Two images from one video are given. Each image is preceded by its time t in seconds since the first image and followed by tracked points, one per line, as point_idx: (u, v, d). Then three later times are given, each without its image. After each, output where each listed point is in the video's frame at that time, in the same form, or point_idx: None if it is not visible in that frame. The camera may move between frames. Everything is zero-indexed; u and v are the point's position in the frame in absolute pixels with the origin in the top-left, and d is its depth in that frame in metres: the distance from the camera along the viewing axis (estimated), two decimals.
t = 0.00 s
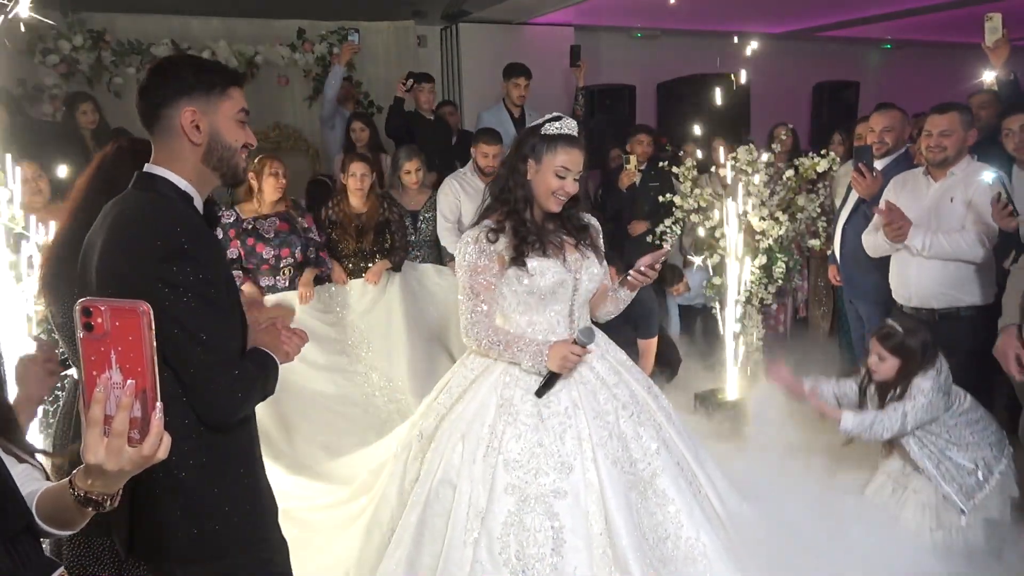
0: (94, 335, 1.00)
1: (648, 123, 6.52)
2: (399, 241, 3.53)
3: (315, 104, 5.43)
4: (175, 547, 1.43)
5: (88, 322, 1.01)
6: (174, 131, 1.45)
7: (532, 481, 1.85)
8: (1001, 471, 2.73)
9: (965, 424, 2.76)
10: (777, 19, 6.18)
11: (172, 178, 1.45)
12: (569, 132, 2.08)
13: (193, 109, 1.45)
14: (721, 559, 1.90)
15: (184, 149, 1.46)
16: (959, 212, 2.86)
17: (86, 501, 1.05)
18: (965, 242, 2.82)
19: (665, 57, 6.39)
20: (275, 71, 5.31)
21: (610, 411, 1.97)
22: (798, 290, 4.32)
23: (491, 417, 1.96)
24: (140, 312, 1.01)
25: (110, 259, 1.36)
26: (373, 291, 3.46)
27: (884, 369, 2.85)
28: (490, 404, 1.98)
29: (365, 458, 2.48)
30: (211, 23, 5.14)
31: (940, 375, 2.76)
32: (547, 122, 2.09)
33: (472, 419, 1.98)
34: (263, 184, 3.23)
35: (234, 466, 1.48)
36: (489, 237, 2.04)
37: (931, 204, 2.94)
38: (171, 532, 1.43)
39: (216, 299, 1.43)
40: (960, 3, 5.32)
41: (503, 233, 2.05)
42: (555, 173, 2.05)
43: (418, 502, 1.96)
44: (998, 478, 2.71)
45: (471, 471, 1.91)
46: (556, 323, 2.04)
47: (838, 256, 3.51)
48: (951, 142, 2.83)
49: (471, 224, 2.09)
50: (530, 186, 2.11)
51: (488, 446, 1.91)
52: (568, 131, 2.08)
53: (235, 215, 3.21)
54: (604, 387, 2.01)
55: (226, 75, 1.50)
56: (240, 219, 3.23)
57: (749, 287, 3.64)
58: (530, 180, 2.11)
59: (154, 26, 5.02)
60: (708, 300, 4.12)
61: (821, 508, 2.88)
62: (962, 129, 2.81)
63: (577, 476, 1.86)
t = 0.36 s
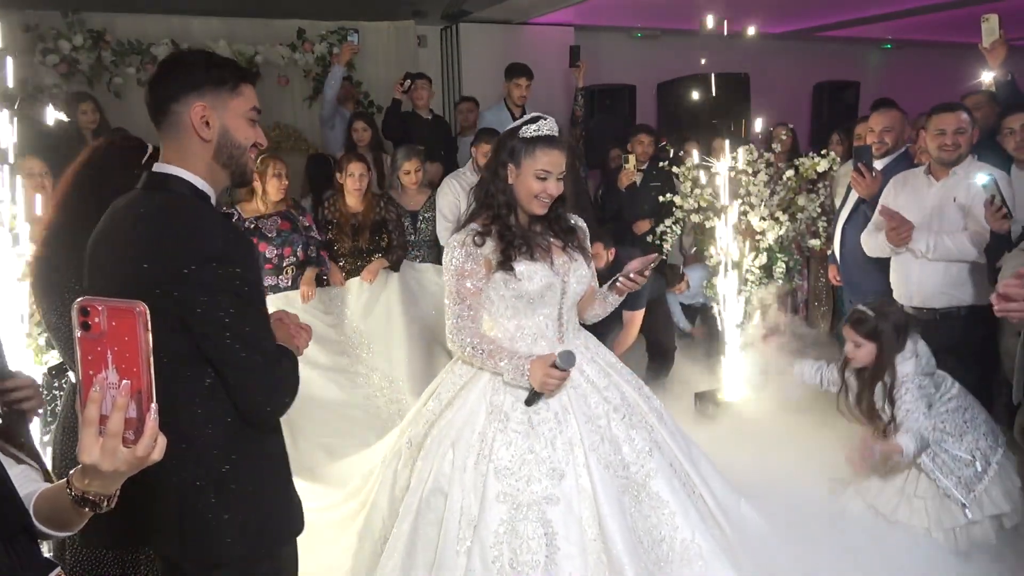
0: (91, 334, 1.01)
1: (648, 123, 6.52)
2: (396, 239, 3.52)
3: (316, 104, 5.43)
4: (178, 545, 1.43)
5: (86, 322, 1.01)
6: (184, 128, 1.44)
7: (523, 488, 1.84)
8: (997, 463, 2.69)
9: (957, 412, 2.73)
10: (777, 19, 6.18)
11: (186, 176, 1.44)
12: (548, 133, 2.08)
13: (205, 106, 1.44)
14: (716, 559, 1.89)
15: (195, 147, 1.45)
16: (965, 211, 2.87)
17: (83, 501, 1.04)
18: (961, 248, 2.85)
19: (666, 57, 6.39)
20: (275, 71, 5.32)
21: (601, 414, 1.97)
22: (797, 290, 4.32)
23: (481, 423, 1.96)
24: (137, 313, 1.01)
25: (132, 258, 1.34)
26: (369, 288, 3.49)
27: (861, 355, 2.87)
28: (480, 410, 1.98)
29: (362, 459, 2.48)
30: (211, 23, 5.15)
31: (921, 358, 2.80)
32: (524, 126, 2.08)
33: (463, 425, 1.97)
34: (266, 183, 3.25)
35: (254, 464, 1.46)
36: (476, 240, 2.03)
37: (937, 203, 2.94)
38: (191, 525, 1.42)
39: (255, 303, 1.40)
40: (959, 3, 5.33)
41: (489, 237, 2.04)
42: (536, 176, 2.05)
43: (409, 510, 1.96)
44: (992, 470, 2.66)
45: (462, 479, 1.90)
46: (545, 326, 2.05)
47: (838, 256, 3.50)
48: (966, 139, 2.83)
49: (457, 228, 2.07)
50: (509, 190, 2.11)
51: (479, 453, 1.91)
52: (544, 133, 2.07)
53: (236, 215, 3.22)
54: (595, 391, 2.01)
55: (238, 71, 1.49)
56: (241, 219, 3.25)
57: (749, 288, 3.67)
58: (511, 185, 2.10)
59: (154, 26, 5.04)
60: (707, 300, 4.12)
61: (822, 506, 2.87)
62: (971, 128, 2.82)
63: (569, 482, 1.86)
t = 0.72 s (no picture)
0: (85, 332, 1.01)
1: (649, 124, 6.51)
2: (395, 237, 3.50)
3: (315, 104, 5.42)
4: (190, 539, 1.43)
5: (81, 320, 1.01)
6: (241, 136, 1.41)
7: (519, 491, 1.84)
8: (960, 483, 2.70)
9: (923, 435, 2.70)
10: (778, 19, 6.19)
11: (228, 179, 1.40)
12: (528, 133, 2.08)
13: (264, 116, 1.42)
14: (712, 561, 1.89)
15: (249, 156, 1.42)
16: (960, 213, 2.87)
17: (79, 500, 1.04)
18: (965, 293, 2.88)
19: (667, 58, 6.39)
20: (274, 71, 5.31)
21: (597, 416, 1.97)
22: (797, 291, 4.31)
23: (477, 425, 1.95)
24: (131, 311, 1.01)
25: (175, 255, 1.33)
26: (372, 281, 3.48)
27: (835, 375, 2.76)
28: (475, 413, 1.98)
29: (357, 461, 2.47)
30: (211, 23, 5.15)
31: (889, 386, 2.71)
32: (505, 126, 2.08)
33: (460, 428, 1.97)
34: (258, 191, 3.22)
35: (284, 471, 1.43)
36: (464, 244, 2.02)
37: (931, 203, 2.94)
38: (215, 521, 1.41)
39: (296, 325, 1.36)
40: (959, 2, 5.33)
41: (478, 240, 2.04)
42: (521, 176, 2.04)
43: (406, 514, 1.96)
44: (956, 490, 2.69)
45: (458, 483, 1.90)
46: (539, 328, 2.05)
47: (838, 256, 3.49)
48: (961, 139, 2.85)
49: (447, 231, 2.07)
50: (495, 194, 2.12)
51: (474, 456, 1.90)
52: (523, 133, 2.08)
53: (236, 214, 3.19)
54: (590, 393, 2.01)
55: (295, 77, 1.46)
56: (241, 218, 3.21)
57: (750, 289, 3.62)
58: (496, 188, 2.11)
59: (154, 26, 5.03)
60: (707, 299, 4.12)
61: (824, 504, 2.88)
62: (963, 128, 2.85)
63: (565, 484, 1.86)
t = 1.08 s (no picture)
0: (93, 334, 1.00)
1: (649, 124, 6.51)
2: (396, 236, 3.55)
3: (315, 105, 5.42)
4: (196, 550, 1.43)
5: (88, 322, 1.00)
6: (308, 150, 1.44)
7: (524, 486, 1.84)
8: (925, 455, 2.62)
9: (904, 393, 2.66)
10: (778, 19, 6.20)
11: (272, 183, 1.41)
12: (516, 131, 2.10)
13: (332, 134, 1.44)
14: (714, 560, 1.89)
15: (311, 170, 1.45)
16: (961, 211, 2.89)
17: (81, 505, 1.00)
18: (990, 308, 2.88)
19: (667, 58, 6.39)
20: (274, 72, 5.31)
21: (601, 413, 1.96)
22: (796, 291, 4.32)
23: (482, 422, 1.95)
24: (138, 314, 1.00)
25: (204, 262, 1.33)
26: (371, 277, 3.49)
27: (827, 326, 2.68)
28: (481, 410, 1.98)
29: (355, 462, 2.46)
30: (211, 23, 5.15)
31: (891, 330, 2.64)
32: (497, 123, 2.10)
33: (465, 424, 1.97)
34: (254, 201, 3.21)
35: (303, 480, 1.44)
36: (471, 240, 2.04)
37: (930, 202, 2.95)
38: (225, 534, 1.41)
39: (333, 340, 1.36)
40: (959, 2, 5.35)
41: (484, 236, 2.05)
42: (517, 173, 2.06)
43: (410, 509, 1.96)
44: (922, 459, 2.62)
45: (463, 478, 1.90)
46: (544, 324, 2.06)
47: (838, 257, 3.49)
48: (953, 139, 2.86)
49: (450, 230, 2.09)
50: (492, 195, 2.14)
51: (479, 451, 1.90)
52: (517, 129, 2.10)
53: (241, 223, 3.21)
54: (595, 389, 2.01)
55: (364, 98, 1.48)
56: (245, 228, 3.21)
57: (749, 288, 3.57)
58: (493, 188, 2.13)
59: (154, 26, 5.04)
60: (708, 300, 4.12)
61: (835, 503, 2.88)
62: (958, 127, 2.86)
63: (570, 480, 1.85)
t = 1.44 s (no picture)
0: (91, 337, 0.95)
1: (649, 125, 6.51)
2: (396, 235, 3.51)
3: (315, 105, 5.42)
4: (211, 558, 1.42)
5: (84, 324, 0.95)
6: (322, 147, 1.43)
7: (535, 477, 1.84)
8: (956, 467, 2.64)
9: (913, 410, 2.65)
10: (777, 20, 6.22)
11: (289, 185, 1.41)
12: (536, 131, 2.09)
13: (345, 128, 1.44)
14: (720, 559, 1.89)
15: (325, 167, 1.44)
16: (959, 212, 2.89)
17: (94, 496, 1.03)
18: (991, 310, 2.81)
19: (667, 58, 6.40)
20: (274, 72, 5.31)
21: (614, 408, 1.96)
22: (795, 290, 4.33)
23: (495, 414, 1.96)
24: (137, 314, 0.96)
25: (224, 265, 1.34)
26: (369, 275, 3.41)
27: (814, 371, 2.72)
28: (493, 403, 1.98)
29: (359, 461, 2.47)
30: (211, 23, 5.15)
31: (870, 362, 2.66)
32: (516, 125, 2.09)
33: (477, 416, 1.98)
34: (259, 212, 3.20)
35: (317, 479, 1.44)
36: (489, 234, 2.08)
37: (929, 203, 2.96)
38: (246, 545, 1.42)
39: (352, 347, 1.36)
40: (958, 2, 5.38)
41: (500, 231, 2.09)
42: (534, 172, 2.06)
43: (421, 499, 1.97)
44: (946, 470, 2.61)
45: (474, 468, 1.90)
46: (557, 321, 2.05)
47: (839, 257, 3.51)
48: (941, 142, 2.90)
49: (470, 226, 2.13)
50: (509, 192, 2.13)
51: (491, 442, 1.91)
52: (534, 130, 2.08)
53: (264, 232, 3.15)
54: (608, 385, 2.00)
55: (374, 89, 1.47)
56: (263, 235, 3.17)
57: (749, 287, 3.61)
58: (510, 186, 2.12)
59: (154, 26, 5.03)
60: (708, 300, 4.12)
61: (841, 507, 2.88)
62: (950, 130, 2.89)
63: (580, 473, 1.86)
